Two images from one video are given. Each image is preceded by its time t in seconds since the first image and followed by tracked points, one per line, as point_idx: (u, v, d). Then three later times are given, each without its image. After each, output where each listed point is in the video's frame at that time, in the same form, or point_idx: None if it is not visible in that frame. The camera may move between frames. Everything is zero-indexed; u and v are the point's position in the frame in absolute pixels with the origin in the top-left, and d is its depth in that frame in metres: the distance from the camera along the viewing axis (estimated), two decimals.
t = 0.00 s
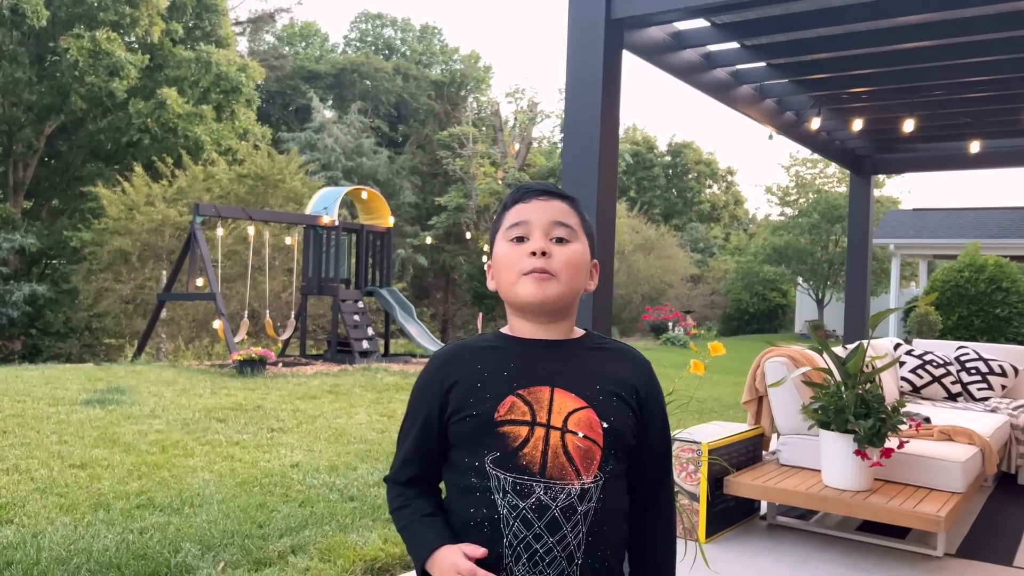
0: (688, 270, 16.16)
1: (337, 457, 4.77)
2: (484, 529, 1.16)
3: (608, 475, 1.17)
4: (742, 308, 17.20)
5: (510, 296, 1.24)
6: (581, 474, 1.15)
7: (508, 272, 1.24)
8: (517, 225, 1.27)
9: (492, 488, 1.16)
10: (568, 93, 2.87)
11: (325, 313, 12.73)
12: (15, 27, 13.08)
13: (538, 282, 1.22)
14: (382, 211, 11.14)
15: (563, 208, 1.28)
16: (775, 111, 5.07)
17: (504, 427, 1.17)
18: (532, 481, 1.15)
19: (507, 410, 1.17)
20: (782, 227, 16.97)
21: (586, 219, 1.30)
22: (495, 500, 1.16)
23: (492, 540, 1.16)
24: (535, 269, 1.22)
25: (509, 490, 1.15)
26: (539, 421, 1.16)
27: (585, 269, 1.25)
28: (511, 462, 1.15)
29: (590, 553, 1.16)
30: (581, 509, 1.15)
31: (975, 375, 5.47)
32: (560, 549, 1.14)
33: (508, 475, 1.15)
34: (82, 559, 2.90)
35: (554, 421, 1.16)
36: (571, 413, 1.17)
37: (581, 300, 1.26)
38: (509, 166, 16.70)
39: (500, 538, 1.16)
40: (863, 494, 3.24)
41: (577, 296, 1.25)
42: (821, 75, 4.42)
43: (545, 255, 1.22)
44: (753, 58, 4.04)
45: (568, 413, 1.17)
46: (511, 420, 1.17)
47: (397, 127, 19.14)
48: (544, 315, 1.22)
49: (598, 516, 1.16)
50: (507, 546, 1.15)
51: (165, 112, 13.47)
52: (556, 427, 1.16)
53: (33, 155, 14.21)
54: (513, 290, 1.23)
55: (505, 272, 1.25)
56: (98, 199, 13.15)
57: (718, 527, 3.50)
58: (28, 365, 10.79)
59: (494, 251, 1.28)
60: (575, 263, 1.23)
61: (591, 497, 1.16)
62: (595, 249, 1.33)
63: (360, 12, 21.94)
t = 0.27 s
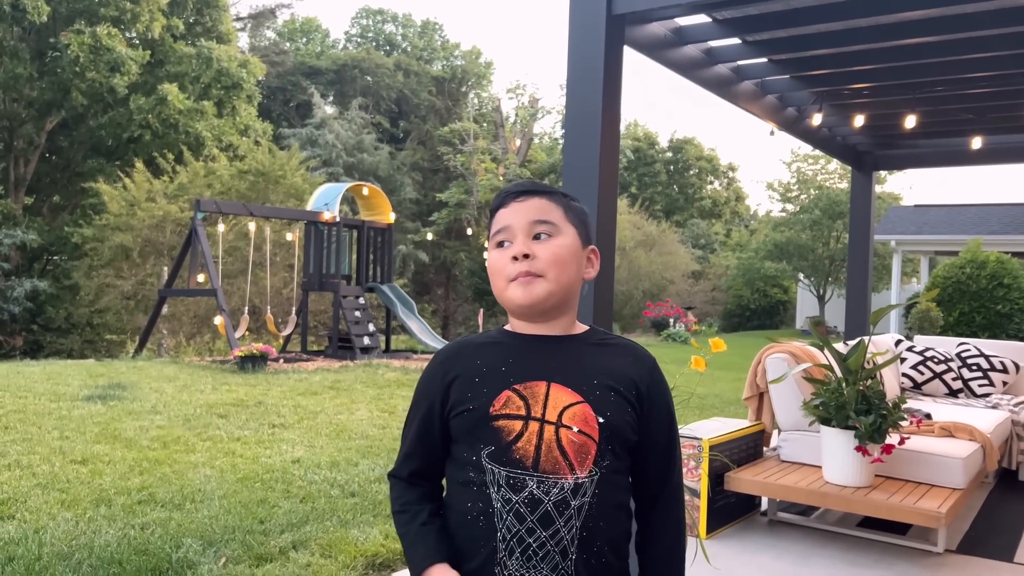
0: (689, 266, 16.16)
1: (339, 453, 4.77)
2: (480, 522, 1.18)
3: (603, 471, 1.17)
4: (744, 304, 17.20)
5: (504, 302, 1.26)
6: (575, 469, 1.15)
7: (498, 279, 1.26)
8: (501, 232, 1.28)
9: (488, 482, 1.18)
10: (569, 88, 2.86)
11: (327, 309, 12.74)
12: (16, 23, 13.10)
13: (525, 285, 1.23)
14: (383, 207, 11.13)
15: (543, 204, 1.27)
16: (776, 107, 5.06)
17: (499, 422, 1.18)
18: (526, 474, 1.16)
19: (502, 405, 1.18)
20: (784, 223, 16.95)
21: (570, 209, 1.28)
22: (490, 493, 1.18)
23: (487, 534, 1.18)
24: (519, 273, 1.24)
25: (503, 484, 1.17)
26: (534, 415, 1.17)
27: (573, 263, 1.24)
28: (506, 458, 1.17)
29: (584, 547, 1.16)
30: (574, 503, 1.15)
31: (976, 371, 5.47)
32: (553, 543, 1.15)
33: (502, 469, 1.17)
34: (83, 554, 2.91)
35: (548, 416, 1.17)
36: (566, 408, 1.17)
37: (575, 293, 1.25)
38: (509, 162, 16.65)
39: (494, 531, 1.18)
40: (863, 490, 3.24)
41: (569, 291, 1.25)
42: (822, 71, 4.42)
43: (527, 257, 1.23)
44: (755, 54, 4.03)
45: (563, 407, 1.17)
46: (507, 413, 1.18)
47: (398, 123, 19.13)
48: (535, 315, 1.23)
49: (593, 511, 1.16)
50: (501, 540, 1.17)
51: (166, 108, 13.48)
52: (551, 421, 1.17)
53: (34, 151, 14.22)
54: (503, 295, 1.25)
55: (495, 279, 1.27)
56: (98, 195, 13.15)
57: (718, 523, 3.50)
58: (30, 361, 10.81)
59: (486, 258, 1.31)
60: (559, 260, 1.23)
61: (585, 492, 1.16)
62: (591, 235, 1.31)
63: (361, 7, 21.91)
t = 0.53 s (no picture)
0: (690, 260, 16.16)
1: (340, 447, 4.78)
2: (465, 517, 1.19)
3: (590, 468, 1.16)
4: (745, 298, 17.26)
5: (493, 302, 1.26)
6: (561, 466, 1.15)
7: (484, 278, 1.26)
8: (485, 230, 1.28)
9: (474, 477, 1.18)
10: (569, 81, 2.85)
11: (327, 303, 12.74)
12: (15, 17, 13.11)
13: (509, 284, 1.22)
14: (383, 201, 11.11)
15: (522, 198, 1.26)
16: (777, 100, 5.05)
17: (486, 417, 1.19)
18: (511, 471, 1.16)
19: (490, 400, 1.19)
20: (785, 217, 16.92)
21: (551, 200, 1.26)
22: (475, 488, 1.18)
23: (472, 529, 1.18)
24: (501, 271, 1.23)
25: (488, 480, 1.17)
26: (520, 412, 1.17)
27: (556, 257, 1.22)
28: (493, 453, 1.17)
29: (569, 545, 1.15)
30: (558, 501, 1.15)
31: (977, 364, 5.47)
32: (538, 540, 1.14)
33: (488, 465, 1.18)
34: (84, 548, 2.91)
35: (535, 412, 1.17)
36: (554, 404, 1.17)
37: (563, 287, 1.24)
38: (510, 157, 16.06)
39: (479, 526, 1.18)
40: (864, 484, 3.23)
41: (556, 285, 1.23)
42: (824, 65, 4.40)
43: (508, 255, 1.22)
44: (756, 47, 4.02)
45: (551, 404, 1.17)
46: (495, 408, 1.19)
47: (399, 116, 19.12)
48: (521, 311, 1.22)
49: (578, 510, 1.15)
50: (485, 536, 1.17)
51: (166, 102, 13.47)
52: (537, 417, 1.17)
53: (34, 145, 14.22)
54: (490, 294, 1.25)
55: (482, 279, 1.27)
56: (99, 189, 13.15)
57: (718, 517, 3.49)
58: (31, 355, 10.81)
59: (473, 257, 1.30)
60: (541, 255, 1.21)
61: (570, 489, 1.15)
62: (583, 224, 1.28)
63: (361, 1, 21.87)
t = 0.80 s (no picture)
0: (692, 252, 16.16)
1: (341, 438, 4.78)
2: (465, 507, 1.19)
3: (591, 461, 1.15)
4: (746, 290, 17.37)
5: (502, 289, 1.25)
6: (560, 457, 1.14)
7: (494, 266, 1.25)
8: (498, 218, 1.27)
9: (475, 466, 1.19)
10: (571, 72, 2.84)
11: (328, 295, 12.75)
12: (14, 8, 13.12)
13: (519, 273, 1.21)
14: (384, 192, 11.10)
15: (537, 187, 1.25)
16: (780, 90, 5.03)
17: (489, 405, 1.19)
18: (510, 461, 1.16)
19: (493, 389, 1.19)
20: (786, 208, 16.89)
21: (567, 190, 1.25)
22: (476, 478, 1.18)
23: (472, 519, 1.18)
24: (512, 258, 1.22)
25: (488, 469, 1.17)
26: (522, 402, 1.17)
27: (568, 248, 1.21)
28: (494, 443, 1.17)
29: (567, 537, 1.14)
30: (557, 493, 1.14)
31: (979, 355, 5.47)
32: (537, 531, 1.14)
33: (488, 454, 1.18)
34: (88, 539, 2.91)
35: (538, 403, 1.16)
36: (556, 395, 1.16)
37: (573, 278, 1.23)
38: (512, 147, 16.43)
39: (478, 516, 1.18)
40: (865, 475, 3.24)
41: (565, 278, 1.22)
42: (827, 54, 4.38)
43: (518, 243, 1.21)
44: (759, 37, 4.00)
45: (554, 395, 1.16)
46: (498, 397, 1.19)
47: (399, 108, 19.11)
48: (527, 300, 1.21)
49: (576, 502, 1.14)
50: (483, 526, 1.17)
51: (166, 94, 13.44)
52: (540, 408, 1.16)
53: (34, 137, 14.21)
54: (499, 281, 1.24)
55: (493, 266, 1.26)
56: (99, 181, 13.16)
57: (719, 508, 3.49)
58: (34, 348, 10.84)
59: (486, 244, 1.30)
60: (552, 245, 1.20)
61: (570, 482, 1.14)
62: (596, 219, 1.27)
63: None
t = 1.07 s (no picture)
0: (694, 242, 16.16)
1: (344, 429, 4.78)
2: (487, 482, 1.17)
3: (616, 451, 1.13)
4: (749, 280, 17.64)
5: (547, 276, 1.23)
6: (586, 446, 1.12)
7: (542, 250, 1.23)
8: (552, 202, 1.24)
9: (499, 444, 1.16)
10: (574, 61, 2.83)
11: (331, 286, 12.78)
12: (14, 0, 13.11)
13: (567, 260, 1.19)
14: (386, 183, 11.08)
15: (597, 177, 1.22)
16: (783, 79, 5.01)
17: (518, 385, 1.16)
18: (534, 443, 1.14)
19: (524, 369, 1.16)
20: (789, 198, 16.84)
21: (626, 185, 1.23)
22: (499, 455, 1.16)
23: (492, 495, 1.16)
24: (562, 246, 1.20)
25: (512, 449, 1.15)
26: (553, 386, 1.14)
27: (620, 243, 1.19)
28: (520, 423, 1.15)
29: (585, 523, 1.12)
30: (577, 479, 1.12)
31: (983, 345, 5.46)
32: (557, 515, 1.12)
33: (513, 433, 1.15)
34: (93, 530, 2.92)
35: (569, 390, 1.14)
36: (587, 384, 1.14)
37: (621, 274, 1.21)
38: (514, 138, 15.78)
39: (499, 493, 1.15)
40: (869, 464, 3.23)
41: (612, 273, 1.20)
42: (831, 42, 4.35)
43: (571, 232, 1.19)
44: (762, 25, 3.98)
45: (584, 383, 1.14)
46: (528, 379, 1.16)
47: (401, 99, 19.10)
48: (572, 291, 1.19)
49: (597, 491, 1.12)
50: (503, 504, 1.15)
51: (167, 85, 13.41)
52: (569, 395, 1.14)
53: (36, 129, 14.23)
54: (545, 267, 1.22)
55: (539, 251, 1.24)
56: (101, 173, 13.17)
57: (723, 497, 3.49)
58: (38, 340, 10.88)
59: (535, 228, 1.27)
60: (605, 239, 1.18)
61: (592, 470, 1.12)
62: (648, 219, 1.25)
63: None
